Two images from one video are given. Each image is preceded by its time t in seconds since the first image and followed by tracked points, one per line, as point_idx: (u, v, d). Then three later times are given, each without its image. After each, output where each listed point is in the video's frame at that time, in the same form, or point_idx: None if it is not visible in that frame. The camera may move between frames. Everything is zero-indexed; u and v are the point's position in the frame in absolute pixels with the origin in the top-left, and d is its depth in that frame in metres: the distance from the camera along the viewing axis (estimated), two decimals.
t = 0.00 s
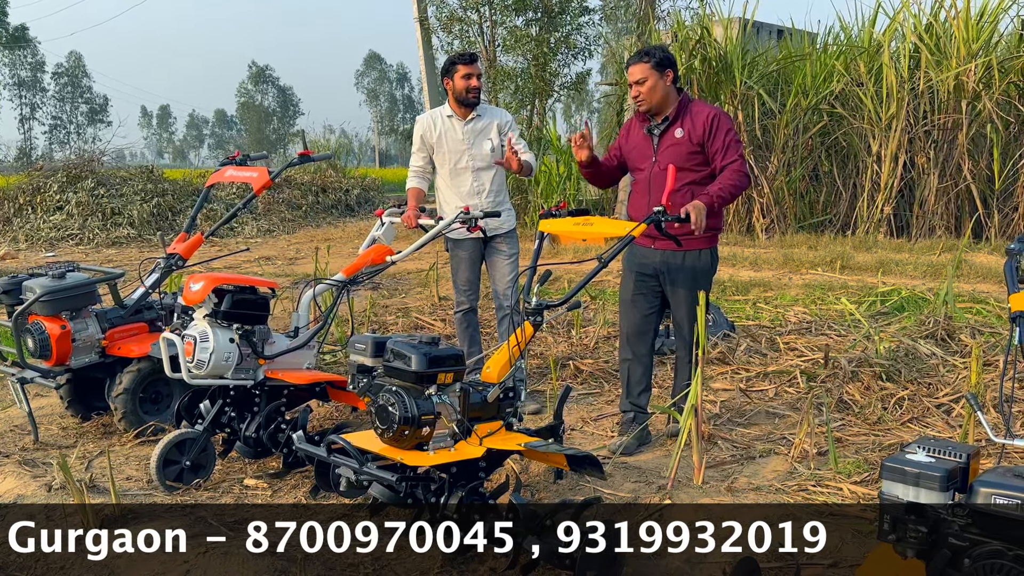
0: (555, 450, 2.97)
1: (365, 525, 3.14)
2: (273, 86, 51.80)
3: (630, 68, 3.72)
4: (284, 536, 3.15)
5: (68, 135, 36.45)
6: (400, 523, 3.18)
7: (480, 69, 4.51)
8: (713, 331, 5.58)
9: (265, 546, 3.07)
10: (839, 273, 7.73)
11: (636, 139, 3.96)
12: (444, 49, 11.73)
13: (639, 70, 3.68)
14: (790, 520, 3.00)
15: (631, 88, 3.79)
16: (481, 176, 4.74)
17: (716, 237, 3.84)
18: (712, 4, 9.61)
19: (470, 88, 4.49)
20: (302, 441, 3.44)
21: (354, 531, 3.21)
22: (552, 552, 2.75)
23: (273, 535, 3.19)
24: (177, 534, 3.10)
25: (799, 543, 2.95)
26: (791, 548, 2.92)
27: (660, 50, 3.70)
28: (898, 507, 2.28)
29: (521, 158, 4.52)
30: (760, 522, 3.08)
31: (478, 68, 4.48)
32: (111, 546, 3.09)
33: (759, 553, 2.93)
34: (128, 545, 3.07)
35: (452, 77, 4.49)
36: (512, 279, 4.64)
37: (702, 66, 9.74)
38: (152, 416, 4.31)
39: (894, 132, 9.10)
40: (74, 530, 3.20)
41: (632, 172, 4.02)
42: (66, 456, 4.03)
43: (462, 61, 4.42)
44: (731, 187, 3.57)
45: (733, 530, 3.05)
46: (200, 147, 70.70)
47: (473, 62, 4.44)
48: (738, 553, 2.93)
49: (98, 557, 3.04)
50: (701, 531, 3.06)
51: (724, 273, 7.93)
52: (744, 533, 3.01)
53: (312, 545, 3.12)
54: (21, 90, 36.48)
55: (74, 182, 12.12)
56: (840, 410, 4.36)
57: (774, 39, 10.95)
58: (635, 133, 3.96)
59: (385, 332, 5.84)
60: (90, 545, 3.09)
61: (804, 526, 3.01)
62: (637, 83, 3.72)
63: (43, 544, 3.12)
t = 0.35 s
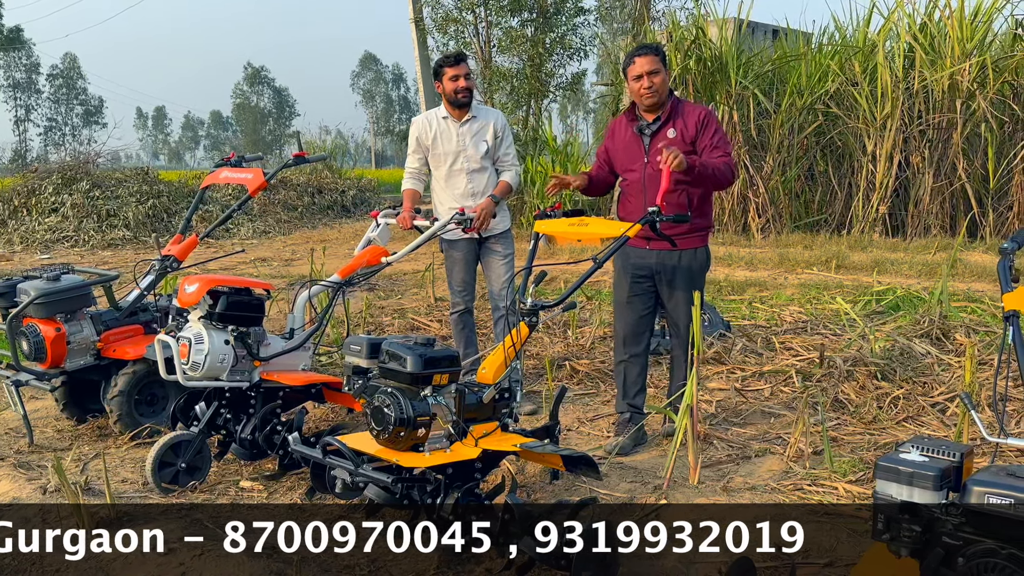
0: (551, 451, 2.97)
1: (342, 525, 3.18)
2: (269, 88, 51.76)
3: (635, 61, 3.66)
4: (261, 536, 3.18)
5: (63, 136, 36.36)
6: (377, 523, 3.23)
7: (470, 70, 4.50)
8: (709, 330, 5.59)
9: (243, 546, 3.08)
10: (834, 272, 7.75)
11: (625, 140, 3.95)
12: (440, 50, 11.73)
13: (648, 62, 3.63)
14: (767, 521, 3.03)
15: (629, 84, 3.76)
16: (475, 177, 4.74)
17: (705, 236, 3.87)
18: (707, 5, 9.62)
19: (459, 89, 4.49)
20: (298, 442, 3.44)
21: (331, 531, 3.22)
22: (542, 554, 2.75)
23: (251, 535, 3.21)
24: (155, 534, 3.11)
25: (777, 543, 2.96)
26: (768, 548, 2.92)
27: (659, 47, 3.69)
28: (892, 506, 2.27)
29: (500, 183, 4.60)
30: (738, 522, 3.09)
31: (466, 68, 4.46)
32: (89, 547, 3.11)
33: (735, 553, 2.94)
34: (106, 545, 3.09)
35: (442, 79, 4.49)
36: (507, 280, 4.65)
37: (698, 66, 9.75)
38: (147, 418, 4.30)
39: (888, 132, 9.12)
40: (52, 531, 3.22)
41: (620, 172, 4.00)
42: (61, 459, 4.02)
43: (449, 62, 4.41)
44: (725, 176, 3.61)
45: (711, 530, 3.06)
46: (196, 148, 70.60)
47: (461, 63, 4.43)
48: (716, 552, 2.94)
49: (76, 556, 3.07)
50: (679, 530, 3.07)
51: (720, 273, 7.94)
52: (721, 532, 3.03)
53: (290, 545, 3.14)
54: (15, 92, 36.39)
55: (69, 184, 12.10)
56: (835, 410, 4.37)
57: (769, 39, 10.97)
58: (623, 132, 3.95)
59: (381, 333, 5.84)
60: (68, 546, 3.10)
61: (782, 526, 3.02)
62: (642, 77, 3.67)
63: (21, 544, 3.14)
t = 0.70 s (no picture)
0: (547, 450, 2.98)
1: (321, 524, 3.18)
2: (264, 90, 51.76)
3: (623, 63, 3.65)
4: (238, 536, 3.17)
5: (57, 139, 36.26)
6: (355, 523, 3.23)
7: (462, 73, 4.49)
8: (705, 330, 5.61)
9: (221, 546, 3.08)
10: (829, 272, 7.76)
11: (613, 139, 3.96)
12: (435, 51, 11.74)
13: (635, 64, 3.63)
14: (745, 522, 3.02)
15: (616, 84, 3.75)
16: (470, 178, 4.75)
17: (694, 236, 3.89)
18: (701, 5, 9.64)
19: (453, 92, 4.49)
20: (294, 444, 3.44)
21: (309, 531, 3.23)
22: (542, 553, 2.78)
23: (228, 535, 3.21)
24: (133, 534, 3.13)
25: (754, 543, 2.95)
26: (747, 549, 2.92)
27: (646, 47, 3.68)
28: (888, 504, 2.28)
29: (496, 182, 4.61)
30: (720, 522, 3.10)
31: (458, 72, 4.46)
32: (66, 546, 3.13)
33: (718, 553, 2.94)
34: (83, 545, 3.11)
35: (434, 83, 4.49)
36: (502, 281, 4.65)
37: (692, 67, 9.76)
38: (143, 420, 4.29)
39: (883, 132, 9.16)
40: (29, 531, 3.26)
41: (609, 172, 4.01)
42: (56, 462, 4.01)
43: (440, 66, 4.39)
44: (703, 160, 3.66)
45: (688, 530, 3.07)
46: (191, 150, 70.47)
47: (453, 66, 4.42)
48: (692, 552, 2.94)
49: (53, 556, 3.08)
50: (656, 531, 3.07)
51: (716, 273, 7.96)
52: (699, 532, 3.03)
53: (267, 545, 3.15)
54: (9, 95, 36.27)
55: (64, 186, 12.07)
56: (830, 409, 4.38)
57: (763, 39, 11.00)
58: (610, 131, 3.97)
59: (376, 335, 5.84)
60: (46, 546, 3.12)
61: (760, 526, 3.02)
62: (629, 78, 3.66)
63: None
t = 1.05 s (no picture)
0: (544, 452, 2.98)
1: (300, 525, 3.23)
2: (260, 93, 51.78)
3: (611, 66, 3.68)
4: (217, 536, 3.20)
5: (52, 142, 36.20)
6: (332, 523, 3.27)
7: (456, 77, 4.51)
8: (701, 332, 5.63)
9: (199, 546, 3.12)
10: (825, 273, 7.79)
11: (604, 143, 3.98)
12: (430, 54, 11.75)
13: (623, 66, 3.66)
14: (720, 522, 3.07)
15: (607, 87, 3.78)
16: (465, 181, 4.76)
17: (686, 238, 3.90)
18: (696, 8, 9.66)
19: (447, 97, 4.50)
20: (290, 447, 3.44)
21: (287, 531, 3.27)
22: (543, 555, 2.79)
23: (206, 535, 3.24)
24: (110, 534, 3.18)
25: (731, 543, 2.99)
26: (723, 549, 2.96)
27: (633, 51, 3.70)
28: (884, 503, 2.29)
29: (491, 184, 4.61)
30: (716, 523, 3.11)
31: (453, 76, 4.47)
32: (44, 546, 3.17)
33: (715, 554, 2.95)
34: (61, 545, 3.15)
35: (428, 87, 4.50)
36: (497, 283, 4.66)
37: (687, 69, 9.79)
38: (139, 424, 4.29)
39: (878, 133, 9.18)
40: (13, 532, 3.28)
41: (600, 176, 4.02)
42: (52, 466, 4.01)
43: (434, 72, 4.40)
44: (696, 163, 3.66)
45: (666, 530, 3.09)
46: (187, 153, 70.39)
47: (447, 71, 4.43)
48: (672, 553, 2.96)
49: (31, 556, 3.12)
50: (647, 531, 3.08)
51: (712, 275, 7.98)
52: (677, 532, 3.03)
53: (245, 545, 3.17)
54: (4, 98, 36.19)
55: (60, 190, 12.06)
56: (826, 409, 4.39)
57: (758, 41, 11.04)
58: (602, 135, 3.98)
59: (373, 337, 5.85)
60: (24, 547, 3.17)
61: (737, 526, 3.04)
62: (618, 81, 3.69)
63: None
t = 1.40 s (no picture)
0: (542, 454, 2.99)
1: (277, 525, 3.26)
2: (257, 97, 51.84)
3: (613, 66, 3.70)
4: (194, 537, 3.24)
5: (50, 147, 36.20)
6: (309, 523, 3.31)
7: (454, 82, 4.53)
8: (698, 333, 5.65)
9: (176, 546, 3.16)
10: (822, 274, 7.82)
11: (603, 145, 3.98)
12: (428, 57, 11.78)
13: (625, 67, 3.68)
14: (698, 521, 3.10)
15: (607, 87, 3.81)
16: (463, 184, 4.78)
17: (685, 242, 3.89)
18: (693, 11, 9.70)
19: (444, 101, 4.53)
20: (290, 450, 3.45)
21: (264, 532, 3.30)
22: (539, 555, 2.80)
23: (184, 535, 3.27)
24: (88, 534, 3.22)
25: (709, 543, 3.02)
26: (702, 548, 2.99)
27: (635, 55, 3.71)
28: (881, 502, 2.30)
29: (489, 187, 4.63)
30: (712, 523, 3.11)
31: (450, 81, 4.50)
32: (21, 546, 3.20)
33: (714, 554, 2.96)
34: (38, 545, 3.19)
35: (426, 92, 4.52)
36: (495, 285, 4.68)
37: (684, 71, 9.82)
38: (139, 428, 4.30)
39: (874, 134, 9.21)
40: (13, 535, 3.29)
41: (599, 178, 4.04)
42: (52, 470, 4.02)
43: (432, 76, 4.42)
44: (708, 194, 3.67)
45: (644, 530, 3.10)
46: (185, 157, 70.41)
47: (445, 76, 4.46)
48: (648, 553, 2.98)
49: (9, 556, 3.16)
50: (645, 533, 3.10)
51: (709, 277, 8.00)
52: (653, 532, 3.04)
53: (221, 545, 3.20)
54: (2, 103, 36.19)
55: (58, 195, 12.07)
56: (823, 410, 4.41)
57: (755, 43, 11.08)
58: (602, 137, 3.98)
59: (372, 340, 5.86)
60: (1, 547, 3.20)
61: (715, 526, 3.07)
62: (619, 81, 3.72)
63: None
